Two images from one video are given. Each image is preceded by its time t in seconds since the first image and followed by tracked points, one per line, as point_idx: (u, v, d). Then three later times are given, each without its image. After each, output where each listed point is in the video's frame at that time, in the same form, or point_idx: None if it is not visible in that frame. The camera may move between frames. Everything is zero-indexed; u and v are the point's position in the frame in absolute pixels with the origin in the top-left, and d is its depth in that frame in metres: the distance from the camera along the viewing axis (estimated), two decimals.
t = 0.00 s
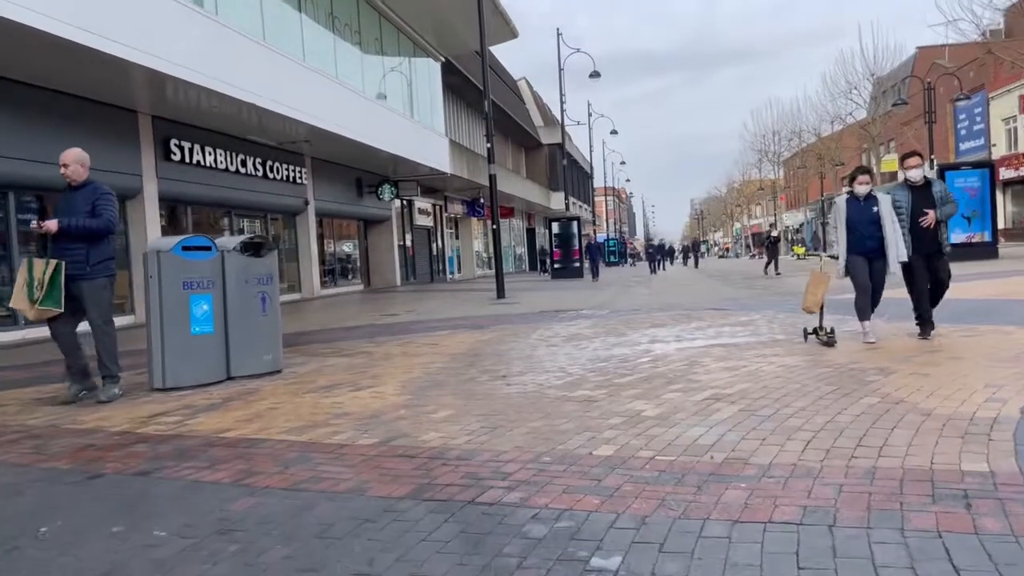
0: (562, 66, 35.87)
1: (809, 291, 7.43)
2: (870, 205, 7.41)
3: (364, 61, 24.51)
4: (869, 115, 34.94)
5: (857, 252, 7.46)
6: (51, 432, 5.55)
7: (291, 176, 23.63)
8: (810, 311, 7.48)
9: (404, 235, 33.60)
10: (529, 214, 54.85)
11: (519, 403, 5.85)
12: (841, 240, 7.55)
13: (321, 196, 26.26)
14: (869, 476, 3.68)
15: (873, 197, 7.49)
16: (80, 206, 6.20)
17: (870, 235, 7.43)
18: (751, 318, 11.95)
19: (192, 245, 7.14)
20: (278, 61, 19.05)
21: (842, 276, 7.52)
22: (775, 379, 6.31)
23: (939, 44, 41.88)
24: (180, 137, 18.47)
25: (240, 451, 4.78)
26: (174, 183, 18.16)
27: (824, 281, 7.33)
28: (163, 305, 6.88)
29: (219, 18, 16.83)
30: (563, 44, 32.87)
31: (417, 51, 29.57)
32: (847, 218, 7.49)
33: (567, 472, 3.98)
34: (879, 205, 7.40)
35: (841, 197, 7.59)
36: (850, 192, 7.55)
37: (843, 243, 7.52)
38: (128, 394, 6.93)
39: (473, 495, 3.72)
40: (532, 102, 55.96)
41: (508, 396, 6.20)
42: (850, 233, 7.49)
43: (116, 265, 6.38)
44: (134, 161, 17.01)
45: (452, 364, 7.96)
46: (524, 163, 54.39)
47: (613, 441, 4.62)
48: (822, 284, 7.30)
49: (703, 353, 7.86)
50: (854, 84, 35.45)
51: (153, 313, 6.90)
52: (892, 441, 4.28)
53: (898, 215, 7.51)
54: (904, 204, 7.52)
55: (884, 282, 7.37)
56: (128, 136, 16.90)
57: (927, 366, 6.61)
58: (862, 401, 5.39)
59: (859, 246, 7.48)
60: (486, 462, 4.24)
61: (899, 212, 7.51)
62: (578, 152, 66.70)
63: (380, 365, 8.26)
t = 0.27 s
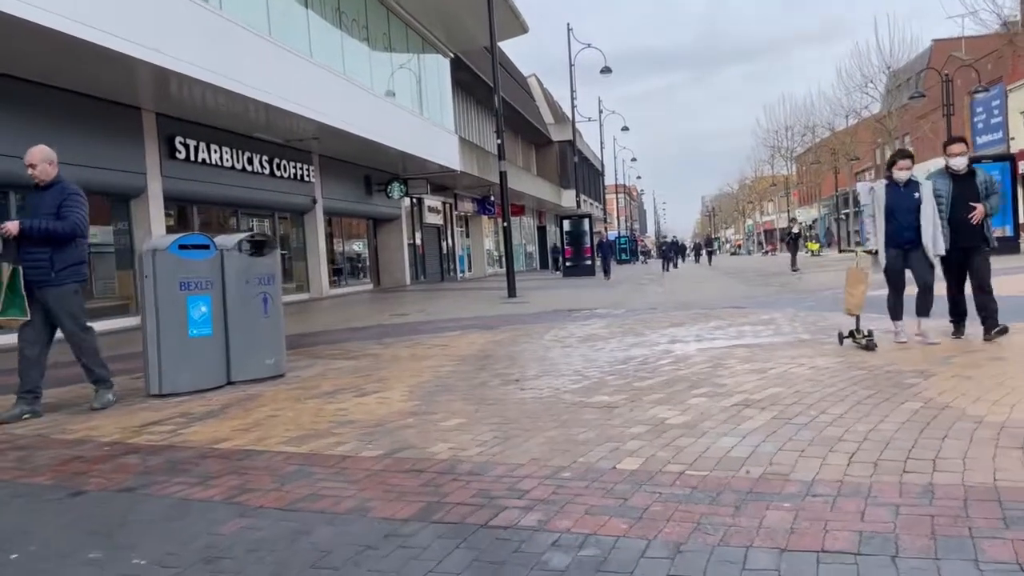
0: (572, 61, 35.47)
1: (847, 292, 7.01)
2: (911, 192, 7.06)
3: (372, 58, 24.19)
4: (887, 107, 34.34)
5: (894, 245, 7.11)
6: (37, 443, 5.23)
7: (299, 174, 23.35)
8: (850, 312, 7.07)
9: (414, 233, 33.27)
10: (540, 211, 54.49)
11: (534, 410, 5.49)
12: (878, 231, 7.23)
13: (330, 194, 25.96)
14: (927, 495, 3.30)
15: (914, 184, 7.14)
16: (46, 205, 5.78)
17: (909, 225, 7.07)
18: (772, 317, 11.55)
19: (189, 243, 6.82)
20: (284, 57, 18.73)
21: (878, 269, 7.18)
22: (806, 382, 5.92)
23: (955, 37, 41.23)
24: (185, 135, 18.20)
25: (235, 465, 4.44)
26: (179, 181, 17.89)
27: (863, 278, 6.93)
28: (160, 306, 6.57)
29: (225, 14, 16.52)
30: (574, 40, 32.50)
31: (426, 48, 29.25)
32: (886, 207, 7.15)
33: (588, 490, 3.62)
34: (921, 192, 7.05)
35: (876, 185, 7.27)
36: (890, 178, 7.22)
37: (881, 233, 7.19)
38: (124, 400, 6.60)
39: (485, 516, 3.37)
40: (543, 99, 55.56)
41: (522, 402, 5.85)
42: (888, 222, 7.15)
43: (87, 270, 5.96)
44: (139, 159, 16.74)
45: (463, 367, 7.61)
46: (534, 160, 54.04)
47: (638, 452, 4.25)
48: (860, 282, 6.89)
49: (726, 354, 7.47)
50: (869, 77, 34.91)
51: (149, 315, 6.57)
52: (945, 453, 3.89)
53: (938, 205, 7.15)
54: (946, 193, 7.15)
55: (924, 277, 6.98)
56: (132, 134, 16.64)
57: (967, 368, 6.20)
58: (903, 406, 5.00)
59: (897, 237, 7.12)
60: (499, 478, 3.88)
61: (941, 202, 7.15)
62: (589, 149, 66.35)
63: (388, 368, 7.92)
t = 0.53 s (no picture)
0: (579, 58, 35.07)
1: (880, 294, 6.58)
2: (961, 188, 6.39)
3: (377, 55, 23.86)
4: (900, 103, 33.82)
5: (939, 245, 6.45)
6: (15, 456, 4.91)
7: (304, 173, 23.05)
8: (882, 316, 6.65)
9: (420, 233, 32.96)
10: (548, 211, 54.15)
11: (544, 420, 5.13)
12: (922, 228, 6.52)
13: (336, 194, 25.67)
14: (987, 523, 2.94)
15: (962, 176, 6.48)
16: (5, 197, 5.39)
17: (958, 222, 6.38)
18: (789, 317, 11.17)
19: (181, 243, 6.52)
20: (288, 54, 18.42)
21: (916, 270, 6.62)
22: (833, 388, 5.55)
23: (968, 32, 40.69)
24: (187, 133, 17.92)
25: (220, 482, 4.10)
26: (181, 181, 17.60)
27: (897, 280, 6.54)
28: (149, 310, 6.25)
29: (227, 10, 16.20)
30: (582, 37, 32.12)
31: (432, 45, 28.90)
32: (932, 202, 6.45)
33: (605, 514, 3.27)
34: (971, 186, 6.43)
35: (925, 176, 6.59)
36: (939, 169, 6.56)
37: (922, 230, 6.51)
38: (112, 408, 6.28)
39: (492, 545, 3.01)
40: (550, 98, 55.22)
41: (531, 410, 5.50)
42: (933, 219, 6.46)
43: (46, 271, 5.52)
44: (140, 158, 16.46)
45: (469, 371, 7.26)
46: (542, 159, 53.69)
47: (659, 468, 3.90)
48: (894, 284, 6.51)
49: (745, 358, 7.10)
50: (881, 72, 34.46)
51: (139, 318, 6.26)
52: (1000, 472, 3.52)
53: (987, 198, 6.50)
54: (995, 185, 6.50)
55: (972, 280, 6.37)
56: (133, 133, 16.35)
57: (1005, 372, 5.82)
58: (944, 416, 4.62)
59: (943, 236, 6.45)
60: (507, 499, 3.52)
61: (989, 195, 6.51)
62: (596, 147, 65.92)
63: (391, 372, 7.58)
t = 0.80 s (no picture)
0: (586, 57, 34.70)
1: (919, 299, 6.06)
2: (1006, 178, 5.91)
3: (381, 54, 23.54)
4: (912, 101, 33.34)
5: (990, 239, 5.88)
6: None
7: (307, 174, 22.75)
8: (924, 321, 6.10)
9: (425, 234, 32.64)
10: (554, 212, 53.79)
11: (552, 432, 4.79)
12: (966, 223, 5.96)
13: (340, 194, 25.38)
14: None
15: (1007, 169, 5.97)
16: None
17: (1007, 214, 5.84)
18: (804, 320, 10.79)
19: (168, 243, 6.20)
20: (290, 52, 18.10)
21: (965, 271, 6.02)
22: (861, 397, 5.18)
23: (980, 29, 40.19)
24: (188, 133, 17.63)
25: (197, 504, 3.76)
26: (181, 181, 17.31)
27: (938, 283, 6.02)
28: (134, 313, 5.93)
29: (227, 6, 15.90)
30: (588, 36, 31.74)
31: (436, 44, 28.57)
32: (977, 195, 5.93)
33: (618, 545, 2.92)
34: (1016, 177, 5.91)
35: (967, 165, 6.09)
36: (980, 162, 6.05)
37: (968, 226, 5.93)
38: (96, 418, 5.97)
39: None
40: (557, 98, 54.85)
41: (537, 422, 5.14)
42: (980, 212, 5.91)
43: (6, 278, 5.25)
44: (139, 158, 16.20)
45: (472, 377, 6.92)
46: (548, 160, 53.33)
47: (676, 489, 3.55)
48: (935, 288, 5.99)
49: (764, 363, 6.74)
50: (892, 70, 34.01)
51: (123, 323, 5.94)
52: None
53: None
54: None
55: None
56: (132, 132, 16.08)
57: None
58: (984, 430, 4.25)
59: (992, 229, 5.88)
60: (509, 526, 3.18)
61: None
62: (603, 148, 65.53)
63: (391, 378, 7.24)
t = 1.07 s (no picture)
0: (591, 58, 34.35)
1: (969, 308, 5.66)
2: None
3: (384, 54, 23.23)
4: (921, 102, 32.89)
5: None
6: None
7: (309, 174, 22.45)
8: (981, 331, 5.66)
9: (429, 236, 32.33)
10: (559, 214, 53.44)
11: (556, 447, 4.44)
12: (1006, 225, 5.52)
13: (342, 195, 25.07)
14: None
15: None
16: None
17: None
18: (818, 325, 10.42)
19: (152, 243, 5.88)
20: (291, 50, 17.77)
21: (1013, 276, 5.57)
22: (889, 410, 4.82)
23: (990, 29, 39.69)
24: (186, 133, 17.34)
25: (167, 529, 3.42)
26: (179, 181, 17.01)
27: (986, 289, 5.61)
28: (115, 318, 5.61)
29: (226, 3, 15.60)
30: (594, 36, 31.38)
31: (440, 44, 28.24)
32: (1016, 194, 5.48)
33: None
34: None
35: (1002, 163, 5.56)
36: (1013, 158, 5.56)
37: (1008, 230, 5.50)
38: (74, 428, 5.64)
39: None
40: (562, 100, 54.52)
41: (542, 435, 4.79)
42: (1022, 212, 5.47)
43: None
44: (137, 158, 15.91)
45: (473, 386, 6.57)
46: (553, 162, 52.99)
47: (696, 515, 3.19)
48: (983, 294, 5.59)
49: (780, 371, 6.39)
50: (901, 71, 33.56)
51: (103, 328, 5.62)
52: None
53: None
54: None
55: None
56: (129, 131, 15.78)
57: None
58: None
59: None
60: (509, 561, 2.83)
61: None
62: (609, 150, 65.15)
63: (387, 386, 6.91)
